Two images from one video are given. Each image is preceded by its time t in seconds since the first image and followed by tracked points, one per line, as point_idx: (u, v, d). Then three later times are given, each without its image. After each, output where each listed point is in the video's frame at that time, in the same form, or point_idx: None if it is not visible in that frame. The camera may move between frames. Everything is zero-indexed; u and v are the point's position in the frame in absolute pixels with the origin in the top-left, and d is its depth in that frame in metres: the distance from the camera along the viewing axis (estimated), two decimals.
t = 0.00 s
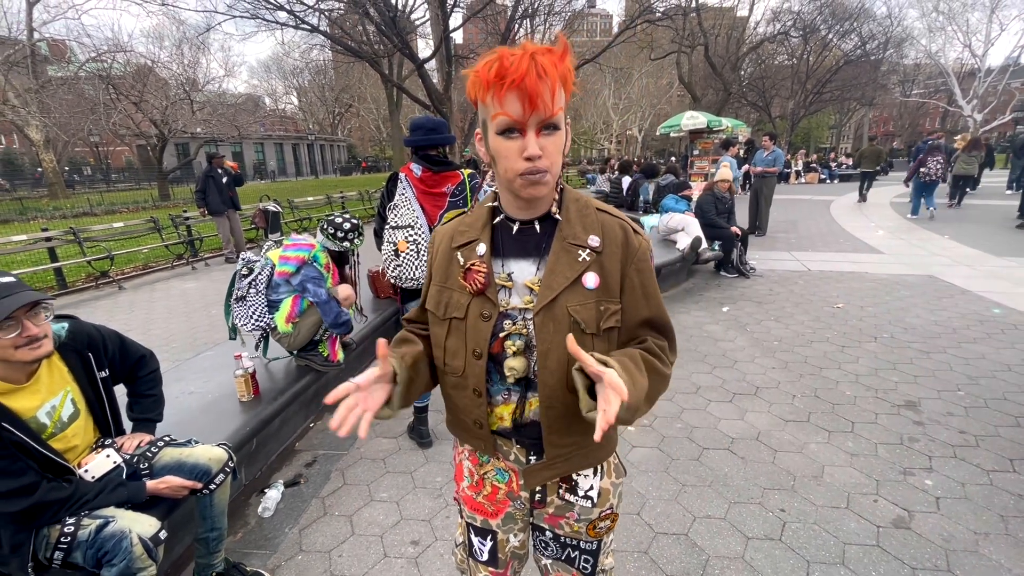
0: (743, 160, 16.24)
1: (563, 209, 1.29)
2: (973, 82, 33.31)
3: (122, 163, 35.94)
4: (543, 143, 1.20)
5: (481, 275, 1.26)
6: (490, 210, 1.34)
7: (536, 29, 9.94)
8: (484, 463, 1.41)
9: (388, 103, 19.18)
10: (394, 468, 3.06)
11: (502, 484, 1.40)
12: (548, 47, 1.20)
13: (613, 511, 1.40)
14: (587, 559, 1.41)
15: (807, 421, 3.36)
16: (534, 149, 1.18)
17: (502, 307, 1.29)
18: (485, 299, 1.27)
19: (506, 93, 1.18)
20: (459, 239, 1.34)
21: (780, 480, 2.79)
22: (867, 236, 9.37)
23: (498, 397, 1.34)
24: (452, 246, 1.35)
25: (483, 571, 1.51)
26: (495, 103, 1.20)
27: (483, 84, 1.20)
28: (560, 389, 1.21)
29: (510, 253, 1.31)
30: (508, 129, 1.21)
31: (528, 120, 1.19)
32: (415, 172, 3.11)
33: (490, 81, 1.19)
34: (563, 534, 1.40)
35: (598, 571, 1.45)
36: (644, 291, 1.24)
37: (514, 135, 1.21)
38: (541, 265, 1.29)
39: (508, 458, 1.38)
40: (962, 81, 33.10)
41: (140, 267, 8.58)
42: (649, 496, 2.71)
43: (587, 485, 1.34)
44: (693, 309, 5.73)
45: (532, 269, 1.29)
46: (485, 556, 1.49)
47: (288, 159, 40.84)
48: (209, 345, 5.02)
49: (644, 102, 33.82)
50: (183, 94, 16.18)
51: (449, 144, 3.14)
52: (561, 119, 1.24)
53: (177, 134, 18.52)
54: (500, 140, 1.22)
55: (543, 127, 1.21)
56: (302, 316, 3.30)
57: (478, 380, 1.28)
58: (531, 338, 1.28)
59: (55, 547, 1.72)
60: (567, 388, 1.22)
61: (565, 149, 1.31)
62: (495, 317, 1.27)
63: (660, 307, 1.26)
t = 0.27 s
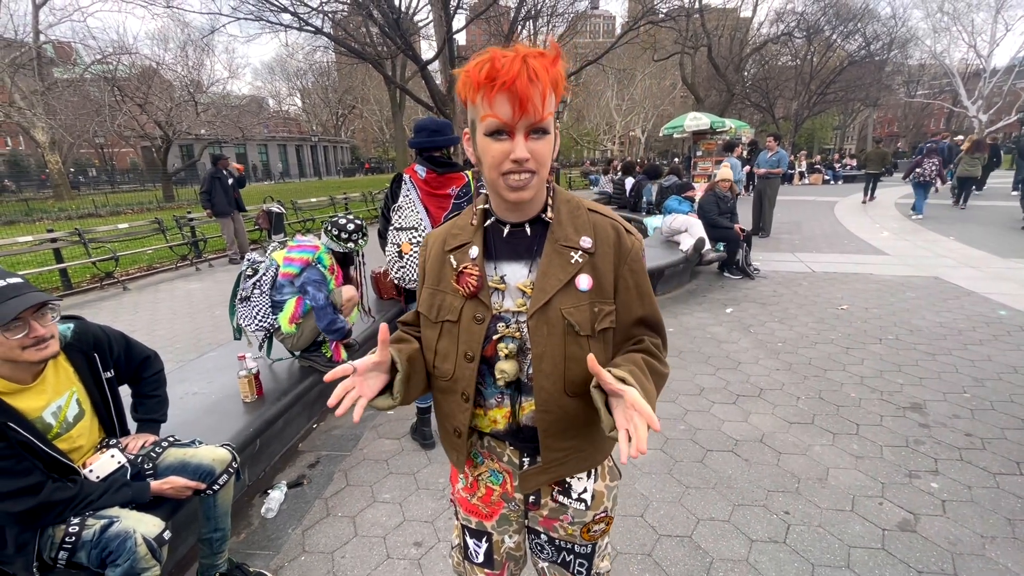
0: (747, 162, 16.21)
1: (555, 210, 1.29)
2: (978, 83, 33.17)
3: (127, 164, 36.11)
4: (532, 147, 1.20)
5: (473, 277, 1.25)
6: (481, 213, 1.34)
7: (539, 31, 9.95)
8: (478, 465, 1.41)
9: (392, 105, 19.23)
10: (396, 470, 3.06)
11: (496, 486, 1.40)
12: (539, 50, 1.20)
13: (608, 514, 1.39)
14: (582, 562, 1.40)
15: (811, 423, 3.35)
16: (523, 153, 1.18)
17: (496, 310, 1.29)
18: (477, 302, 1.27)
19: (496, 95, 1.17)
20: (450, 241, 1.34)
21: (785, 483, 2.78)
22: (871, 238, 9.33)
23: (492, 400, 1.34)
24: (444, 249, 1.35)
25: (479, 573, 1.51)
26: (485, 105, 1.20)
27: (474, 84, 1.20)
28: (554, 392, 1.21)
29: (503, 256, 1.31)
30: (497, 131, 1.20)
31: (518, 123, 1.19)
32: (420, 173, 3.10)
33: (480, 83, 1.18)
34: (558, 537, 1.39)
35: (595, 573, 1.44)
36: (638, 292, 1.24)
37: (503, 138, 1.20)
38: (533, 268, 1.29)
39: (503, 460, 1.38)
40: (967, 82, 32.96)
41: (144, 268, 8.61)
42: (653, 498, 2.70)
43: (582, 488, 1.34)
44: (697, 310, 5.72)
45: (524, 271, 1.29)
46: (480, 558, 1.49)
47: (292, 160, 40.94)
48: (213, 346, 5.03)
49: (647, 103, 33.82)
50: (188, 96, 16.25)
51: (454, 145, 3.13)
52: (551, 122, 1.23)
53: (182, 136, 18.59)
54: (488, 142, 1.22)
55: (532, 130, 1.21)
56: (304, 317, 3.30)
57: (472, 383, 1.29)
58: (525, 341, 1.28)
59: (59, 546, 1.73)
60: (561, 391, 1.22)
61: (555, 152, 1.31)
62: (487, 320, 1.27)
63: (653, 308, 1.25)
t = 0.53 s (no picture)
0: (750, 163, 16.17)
1: (553, 212, 1.28)
2: (981, 84, 33.07)
3: (130, 165, 36.23)
4: (528, 150, 1.19)
5: (472, 281, 1.25)
6: (480, 215, 1.33)
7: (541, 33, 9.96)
8: (479, 468, 1.40)
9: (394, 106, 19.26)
10: (399, 471, 3.06)
11: (498, 489, 1.40)
12: (537, 52, 1.19)
13: (611, 516, 1.39)
14: (585, 564, 1.40)
15: (814, 426, 3.34)
16: (519, 155, 1.18)
17: (495, 313, 1.29)
18: (476, 305, 1.27)
19: (492, 98, 1.17)
20: (448, 244, 1.33)
21: (788, 485, 2.77)
22: (874, 239, 9.30)
23: (492, 403, 1.34)
24: (442, 252, 1.34)
25: None
26: (482, 108, 1.20)
27: (470, 88, 1.20)
28: (555, 394, 1.21)
29: (502, 258, 1.31)
30: (494, 133, 1.20)
31: (514, 125, 1.18)
32: (421, 175, 3.10)
33: (477, 87, 1.18)
34: (561, 539, 1.38)
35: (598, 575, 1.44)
36: (637, 293, 1.24)
37: (499, 140, 1.20)
38: (532, 270, 1.28)
39: (504, 462, 1.38)
40: (970, 83, 32.87)
41: (147, 269, 8.64)
42: (655, 500, 2.70)
43: (584, 490, 1.34)
44: (699, 312, 5.71)
45: (523, 274, 1.29)
46: (482, 562, 1.48)
47: (294, 161, 41.01)
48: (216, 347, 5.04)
49: (649, 104, 33.82)
50: (191, 98, 16.31)
51: (456, 147, 3.12)
52: (548, 123, 1.22)
53: (185, 137, 18.64)
54: (486, 145, 1.22)
55: (529, 132, 1.20)
56: (306, 318, 3.31)
57: (472, 386, 1.29)
58: (524, 343, 1.28)
59: (63, 547, 1.73)
60: (562, 394, 1.22)
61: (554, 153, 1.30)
62: (487, 323, 1.27)
63: (653, 308, 1.26)
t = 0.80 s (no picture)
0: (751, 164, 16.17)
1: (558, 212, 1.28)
2: (982, 86, 33.06)
3: (132, 166, 36.31)
4: (526, 134, 1.20)
5: (476, 282, 1.26)
6: (484, 214, 1.33)
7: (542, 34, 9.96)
8: (483, 470, 1.41)
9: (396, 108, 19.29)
10: (400, 473, 3.06)
11: (501, 491, 1.40)
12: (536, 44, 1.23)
13: (614, 519, 1.39)
14: (588, 567, 1.40)
15: (816, 428, 3.33)
16: (517, 137, 1.18)
17: (499, 315, 1.29)
18: (481, 306, 1.27)
19: (490, 84, 1.21)
20: (452, 244, 1.33)
21: (790, 487, 2.76)
22: (876, 241, 9.29)
23: (495, 406, 1.34)
24: (446, 252, 1.34)
25: None
26: (482, 97, 1.23)
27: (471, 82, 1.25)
28: (559, 397, 1.21)
29: (506, 259, 1.31)
30: (493, 119, 1.22)
31: (511, 109, 1.20)
32: (421, 177, 3.11)
33: (477, 77, 1.22)
34: (563, 542, 1.39)
35: None
36: (642, 295, 1.24)
37: (499, 126, 1.22)
38: (536, 272, 1.28)
39: (508, 465, 1.38)
40: (971, 84, 32.85)
41: (149, 270, 8.65)
42: (657, 502, 2.69)
43: (587, 493, 1.34)
44: (700, 313, 5.71)
45: (528, 275, 1.29)
46: (484, 564, 1.49)
47: (296, 162, 41.06)
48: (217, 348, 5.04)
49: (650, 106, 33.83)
50: (193, 99, 16.34)
51: (456, 149, 3.12)
52: (549, 110, 1.23)
53: (187, 138, 18.67)
54: (486, 133, 1.24)
55: (527, 117, 1.21)
56: (309, 320, 3.30)
57: (474, 388, 1.29)
58: (528, 345, 1.28)
59: (64, 548, 1.73)
60: (566, 397, 1.22)
61: (556, 146, 1.30)
62: (491, 325, 1.27)
63: (659, 312, 1.25)
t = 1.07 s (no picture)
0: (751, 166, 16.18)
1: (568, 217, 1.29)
2: (983, 88, 33.09)
3: (133, 167, 36.41)
4: (520, 141, 1.20)
5: (483, 283, 1.26)
6: (492, 217, 1.34)
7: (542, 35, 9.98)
8: (488, 472, 1.41)
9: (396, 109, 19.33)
10: (400, 474, 3.05)
11: (506, 494, 1.40)
12: (538, 50, 1.23)
13: (619, 526, 1.38)
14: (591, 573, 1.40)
15: (815, 429, 3.33)
16: (508, 143, 1.19)
17: (506, 317, 1.30)
18: (488, 308, 1.27)
19: (487, 92, 1.24)
20: (461, 246, 1.34)
21: (790, 489, 2.76)
22: (876, 243, 9.30)
23: (500, 408, 1.34)
24: (456, 253, 1.35)
25: None
26: (483, 104, 1.27)
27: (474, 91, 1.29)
28: (567, 401, 1.21)
29: (514, 262, 1.31)
30: (491, 126, 1.24)
31: (505, 115, 1.21)
32: (420, 178, 3.12)
33: (478, 85, 1.26)
34: (567, 547, 1.38)
35: None
36: (652, 300, 1.24)
37: (495, 132, 1.24)
38: (544, 275, 1.29)
39: (513, 467, 1.38)
40: (971, 86, 32.89)
41: (149, 270, 8.66)
42: (657, 504, 2.69)
43: (592, 499, 1.33)
44: (700, 315, 5.71)
45: (536, 279, 1.29)
46: (487, 567, 1.49)
47: (296, 164, 41.10)
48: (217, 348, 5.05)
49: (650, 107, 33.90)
50: (194, 100, 16.36)
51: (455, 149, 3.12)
52: (548, 116, 1.22)
53: (187, 139, 18.70)
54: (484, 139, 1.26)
55: (523, 124, 1.21)
56: (311, 321, 3.25)
57: (481, 389, 1.29)
58: (536, 349, 1.28)
59: (64, 549, 1.73)
60: (573, 402, 1.22)
61: (561, 152, 1.28)
62: (497, 327, 1.27)
63: (670, 318, 1.25)
